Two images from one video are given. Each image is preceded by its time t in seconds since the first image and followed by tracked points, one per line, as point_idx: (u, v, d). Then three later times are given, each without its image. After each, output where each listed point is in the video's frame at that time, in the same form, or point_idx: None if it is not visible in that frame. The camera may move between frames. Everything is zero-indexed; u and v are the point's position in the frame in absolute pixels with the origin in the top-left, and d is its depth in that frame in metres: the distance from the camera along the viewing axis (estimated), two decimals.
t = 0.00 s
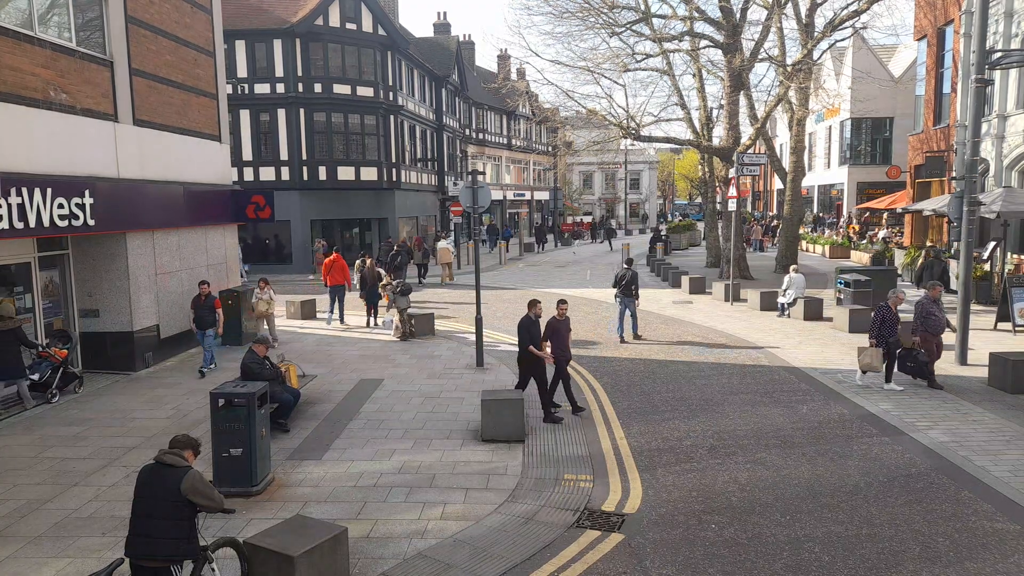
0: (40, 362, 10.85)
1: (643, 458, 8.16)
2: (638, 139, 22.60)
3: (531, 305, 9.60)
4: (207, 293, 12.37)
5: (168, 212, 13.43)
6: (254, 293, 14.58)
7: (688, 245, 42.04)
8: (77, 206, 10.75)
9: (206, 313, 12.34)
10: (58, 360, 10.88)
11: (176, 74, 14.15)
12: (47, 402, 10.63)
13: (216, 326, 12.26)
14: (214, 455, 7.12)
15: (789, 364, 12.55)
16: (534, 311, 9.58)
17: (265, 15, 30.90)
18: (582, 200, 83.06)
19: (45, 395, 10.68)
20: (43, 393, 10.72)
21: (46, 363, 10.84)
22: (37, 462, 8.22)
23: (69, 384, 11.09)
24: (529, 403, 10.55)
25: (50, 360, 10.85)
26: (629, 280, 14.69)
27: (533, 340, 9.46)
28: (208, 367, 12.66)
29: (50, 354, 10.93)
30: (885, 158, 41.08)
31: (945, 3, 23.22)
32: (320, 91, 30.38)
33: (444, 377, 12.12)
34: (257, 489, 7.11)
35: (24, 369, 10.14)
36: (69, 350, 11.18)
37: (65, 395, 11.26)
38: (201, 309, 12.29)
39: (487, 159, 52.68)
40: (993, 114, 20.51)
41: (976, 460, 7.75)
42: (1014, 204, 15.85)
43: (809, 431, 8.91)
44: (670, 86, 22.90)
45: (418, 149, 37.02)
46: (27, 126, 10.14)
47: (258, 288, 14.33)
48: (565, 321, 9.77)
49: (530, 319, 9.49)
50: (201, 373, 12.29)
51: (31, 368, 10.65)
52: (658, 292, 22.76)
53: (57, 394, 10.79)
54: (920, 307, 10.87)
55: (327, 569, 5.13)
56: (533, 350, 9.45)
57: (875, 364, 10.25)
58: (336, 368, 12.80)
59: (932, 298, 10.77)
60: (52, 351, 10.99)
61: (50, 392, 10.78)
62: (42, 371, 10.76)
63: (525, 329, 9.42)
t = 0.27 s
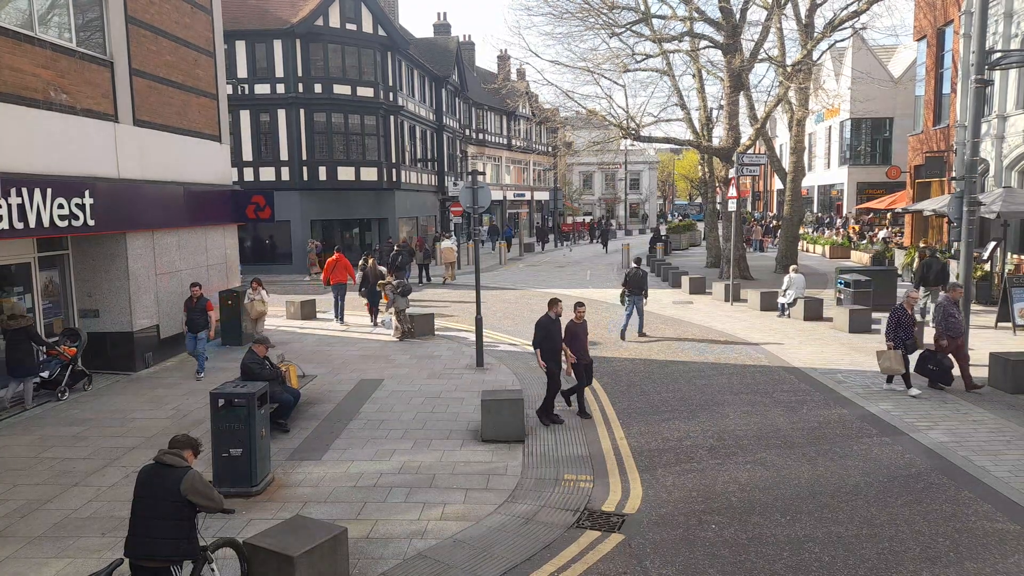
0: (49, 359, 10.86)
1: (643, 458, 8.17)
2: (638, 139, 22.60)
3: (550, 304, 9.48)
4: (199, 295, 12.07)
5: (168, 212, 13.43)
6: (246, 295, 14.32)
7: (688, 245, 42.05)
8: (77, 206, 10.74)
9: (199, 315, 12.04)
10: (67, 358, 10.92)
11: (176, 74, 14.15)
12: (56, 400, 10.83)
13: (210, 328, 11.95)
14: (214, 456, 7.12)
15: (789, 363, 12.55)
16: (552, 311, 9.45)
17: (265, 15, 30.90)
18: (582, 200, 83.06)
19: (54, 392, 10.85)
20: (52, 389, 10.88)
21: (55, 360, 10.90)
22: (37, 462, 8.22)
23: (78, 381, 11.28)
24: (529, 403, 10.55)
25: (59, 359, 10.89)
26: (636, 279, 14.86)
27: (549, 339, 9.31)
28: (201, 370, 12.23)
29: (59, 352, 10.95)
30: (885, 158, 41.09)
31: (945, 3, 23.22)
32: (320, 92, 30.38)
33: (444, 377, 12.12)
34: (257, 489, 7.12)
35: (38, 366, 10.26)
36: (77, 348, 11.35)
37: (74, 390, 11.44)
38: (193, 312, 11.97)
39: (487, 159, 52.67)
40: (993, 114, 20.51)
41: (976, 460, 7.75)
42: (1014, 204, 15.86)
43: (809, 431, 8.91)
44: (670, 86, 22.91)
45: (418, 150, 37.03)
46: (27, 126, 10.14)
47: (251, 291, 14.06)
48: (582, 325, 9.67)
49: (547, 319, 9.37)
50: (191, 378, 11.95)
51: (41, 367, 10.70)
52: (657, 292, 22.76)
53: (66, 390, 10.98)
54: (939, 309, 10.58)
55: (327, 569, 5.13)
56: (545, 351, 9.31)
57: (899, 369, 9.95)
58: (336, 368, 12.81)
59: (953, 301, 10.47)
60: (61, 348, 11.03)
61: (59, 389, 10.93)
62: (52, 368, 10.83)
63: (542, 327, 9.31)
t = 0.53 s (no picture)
0: (58, 357, 11.03)
1: (643, 458, 8.17)
2: (638, 139, 22.61)
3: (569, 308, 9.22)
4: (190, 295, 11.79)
5: (168, 212, 13.43)
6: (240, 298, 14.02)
7: (688, 245, 42.05)
8: (77, 206, 10.75)
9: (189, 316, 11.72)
10: (75, 357, 11.07)
11: (175, 74, 14.15)
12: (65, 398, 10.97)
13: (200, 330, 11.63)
14: (214, 456, 7.12)
15: (788, 364, 12.55)
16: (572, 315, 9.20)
17: (265, 15, 30.90)
18: (582, 200, 83.08)
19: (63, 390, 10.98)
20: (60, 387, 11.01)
21: (63, 358, 11.03)
22: (38, 462, 8.22)
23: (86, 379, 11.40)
24: (529, 403, 10.55)
25: (67, 357, 11.04)
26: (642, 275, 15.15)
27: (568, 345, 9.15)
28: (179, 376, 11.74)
29: (67, 350, 11.09)
30: (885, 158, 41.08)
31: (945, 3, 23.23)
32: (320, 91, 30.38)
33: (443, 377, 12.13)
34: (257, 489, 7.12)
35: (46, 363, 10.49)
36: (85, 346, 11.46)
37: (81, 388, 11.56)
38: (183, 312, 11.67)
39: (487, 159, 52.68)
40: (993, 114, 20.51)
41: (976, 460, 7.75)
42: (1014, 204, 15.86)
43: (809, 431, 8.91)
44: (670, 86, 22.91)
45: (418, 150, 37.03)
46: (27, 126, 10.14)
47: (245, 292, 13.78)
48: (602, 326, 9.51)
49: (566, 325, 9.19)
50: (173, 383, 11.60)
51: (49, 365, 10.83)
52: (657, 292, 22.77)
53: (74, 389, 11.11)
54: (965, 312, 10.33)
55: (327, 569, 5.13)
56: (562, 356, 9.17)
57: (921, 376, 9.97)
58: (336, 368, 12.81)
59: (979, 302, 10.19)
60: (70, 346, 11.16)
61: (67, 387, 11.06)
62: (59, 366, 10.98)
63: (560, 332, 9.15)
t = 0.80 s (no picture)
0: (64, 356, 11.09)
1: (643, 458, 8.17)
2: (638, 139, 22.62)
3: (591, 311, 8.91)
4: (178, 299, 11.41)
5: (168, 212, 13.43)
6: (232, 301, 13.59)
7: (688, 245, 42.06)
8: (77, 206, 10.75)
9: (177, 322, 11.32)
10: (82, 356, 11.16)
11: (176, 74, 14.15)
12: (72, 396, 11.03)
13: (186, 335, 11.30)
14: (214, 456, 7.12)
15: (788, 364, 12.55)
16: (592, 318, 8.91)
17: (265, 15, 30.91)
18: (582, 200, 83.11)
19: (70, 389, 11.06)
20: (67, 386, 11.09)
21: (70, 357, 11.10)
22: (37, 462, 8.22)
23: (92, 378, 11.48)
24: (530, 403, 10.55)
25: (74, 355, 11.10)
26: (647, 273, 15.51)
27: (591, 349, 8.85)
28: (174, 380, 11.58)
29: (74, 349, 11.16)
30: (885, 158, 41.09)
31: (945, 3, 23.23)
32: (320, 91, 30.38)
33: (443, 377, 12.13)
34: (257, 489, 7.12)
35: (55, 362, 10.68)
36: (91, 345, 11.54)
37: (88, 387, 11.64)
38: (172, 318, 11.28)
39: (487, 159, 52.69)
40: (993, 114, 20.51)
41: (976, 460, 7.75)
42: (1014, 204, 15.86)
43: (809, 432, 8.90)
44: (670, 86, 22.92)
45: (418, 149, 37.03)
46: (27, 125, 10.14)
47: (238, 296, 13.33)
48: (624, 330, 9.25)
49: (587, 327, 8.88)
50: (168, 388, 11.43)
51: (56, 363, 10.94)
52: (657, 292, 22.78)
53: (81, 387, 11.18)
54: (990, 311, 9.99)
55: (327, 570, 5.13)
56: (588, 360, 8.78)
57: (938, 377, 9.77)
58: (336, 368, 12.81)
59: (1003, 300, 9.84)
60: (76, 345, 11.24)
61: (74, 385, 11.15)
62: (66, 365, 11.00)
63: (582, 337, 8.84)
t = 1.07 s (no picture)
0: (69, 354, 11.27)
1: (643, 458, 8.17)
2: (638, 139, 22.61)
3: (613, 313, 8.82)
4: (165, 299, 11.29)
5: (168, 212, 13.43)
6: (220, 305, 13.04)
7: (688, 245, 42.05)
8: (77, 206, 10.75)
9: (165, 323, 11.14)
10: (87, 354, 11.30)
11: (176, 74, 14.15)
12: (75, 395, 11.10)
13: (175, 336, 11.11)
14: (214, 456, 7.12)
15: (788, 364, 12.55)
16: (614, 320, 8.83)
17: (265, 15, 30.90)
18: (582, 200, 83.10)
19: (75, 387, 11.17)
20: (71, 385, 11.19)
21: (75, 356, 11.26)
22: (37, 462, 8.22)
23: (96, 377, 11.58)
24: (530, 403, 10.55)
25: (79, 354, 11.26)
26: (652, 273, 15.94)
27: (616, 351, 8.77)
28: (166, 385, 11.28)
29: (79, 348, 11.29)
30: (885, 158, 41.08)
31: (945, 3, 23.23)
32: (320, 91, 30.38)
33: (443, 377, 12.13)
34: (257, 489, 7.12)
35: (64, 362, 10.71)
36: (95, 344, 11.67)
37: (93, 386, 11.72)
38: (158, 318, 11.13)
39: (487, 159, 52.68)
40: (993, 114, 20.51)
41: (976, 460, 7.75)
42: (1014, 204, 15.85)
43: (809, 432, 8.90)
44: (670, 86, 22.91)
45: (418, 150, 37.03)
46: (27, 125, 10.14)
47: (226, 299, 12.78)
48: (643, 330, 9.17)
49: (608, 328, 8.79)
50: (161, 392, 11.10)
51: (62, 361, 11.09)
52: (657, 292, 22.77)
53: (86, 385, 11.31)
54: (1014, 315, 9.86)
55: (327, 570, 5.13)
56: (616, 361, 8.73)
57: (954, 378, 9.53)
58: (336, 368, 12.81)
59: None
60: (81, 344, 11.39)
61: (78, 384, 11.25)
62: (71, 364, 11.24)
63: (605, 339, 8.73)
